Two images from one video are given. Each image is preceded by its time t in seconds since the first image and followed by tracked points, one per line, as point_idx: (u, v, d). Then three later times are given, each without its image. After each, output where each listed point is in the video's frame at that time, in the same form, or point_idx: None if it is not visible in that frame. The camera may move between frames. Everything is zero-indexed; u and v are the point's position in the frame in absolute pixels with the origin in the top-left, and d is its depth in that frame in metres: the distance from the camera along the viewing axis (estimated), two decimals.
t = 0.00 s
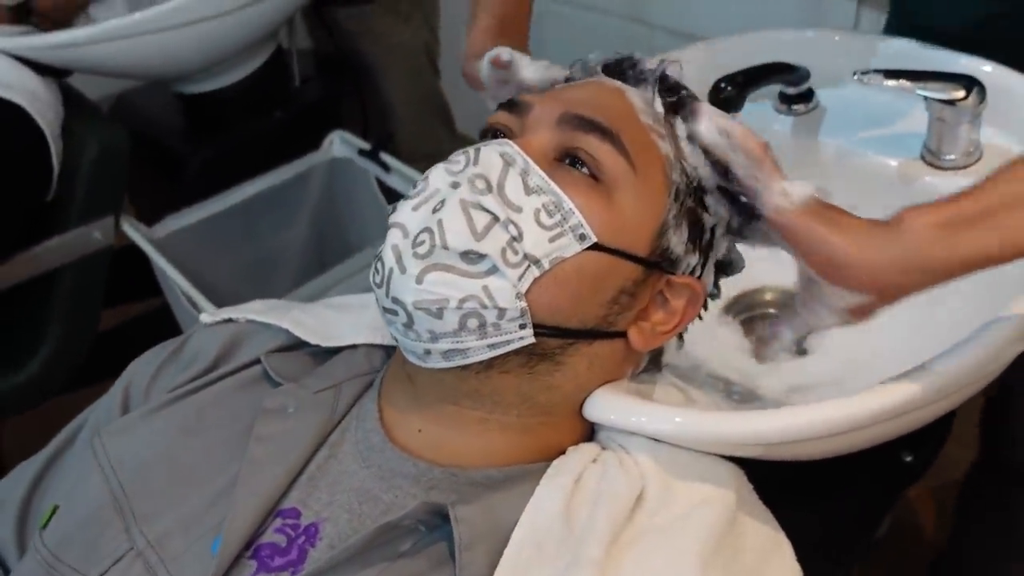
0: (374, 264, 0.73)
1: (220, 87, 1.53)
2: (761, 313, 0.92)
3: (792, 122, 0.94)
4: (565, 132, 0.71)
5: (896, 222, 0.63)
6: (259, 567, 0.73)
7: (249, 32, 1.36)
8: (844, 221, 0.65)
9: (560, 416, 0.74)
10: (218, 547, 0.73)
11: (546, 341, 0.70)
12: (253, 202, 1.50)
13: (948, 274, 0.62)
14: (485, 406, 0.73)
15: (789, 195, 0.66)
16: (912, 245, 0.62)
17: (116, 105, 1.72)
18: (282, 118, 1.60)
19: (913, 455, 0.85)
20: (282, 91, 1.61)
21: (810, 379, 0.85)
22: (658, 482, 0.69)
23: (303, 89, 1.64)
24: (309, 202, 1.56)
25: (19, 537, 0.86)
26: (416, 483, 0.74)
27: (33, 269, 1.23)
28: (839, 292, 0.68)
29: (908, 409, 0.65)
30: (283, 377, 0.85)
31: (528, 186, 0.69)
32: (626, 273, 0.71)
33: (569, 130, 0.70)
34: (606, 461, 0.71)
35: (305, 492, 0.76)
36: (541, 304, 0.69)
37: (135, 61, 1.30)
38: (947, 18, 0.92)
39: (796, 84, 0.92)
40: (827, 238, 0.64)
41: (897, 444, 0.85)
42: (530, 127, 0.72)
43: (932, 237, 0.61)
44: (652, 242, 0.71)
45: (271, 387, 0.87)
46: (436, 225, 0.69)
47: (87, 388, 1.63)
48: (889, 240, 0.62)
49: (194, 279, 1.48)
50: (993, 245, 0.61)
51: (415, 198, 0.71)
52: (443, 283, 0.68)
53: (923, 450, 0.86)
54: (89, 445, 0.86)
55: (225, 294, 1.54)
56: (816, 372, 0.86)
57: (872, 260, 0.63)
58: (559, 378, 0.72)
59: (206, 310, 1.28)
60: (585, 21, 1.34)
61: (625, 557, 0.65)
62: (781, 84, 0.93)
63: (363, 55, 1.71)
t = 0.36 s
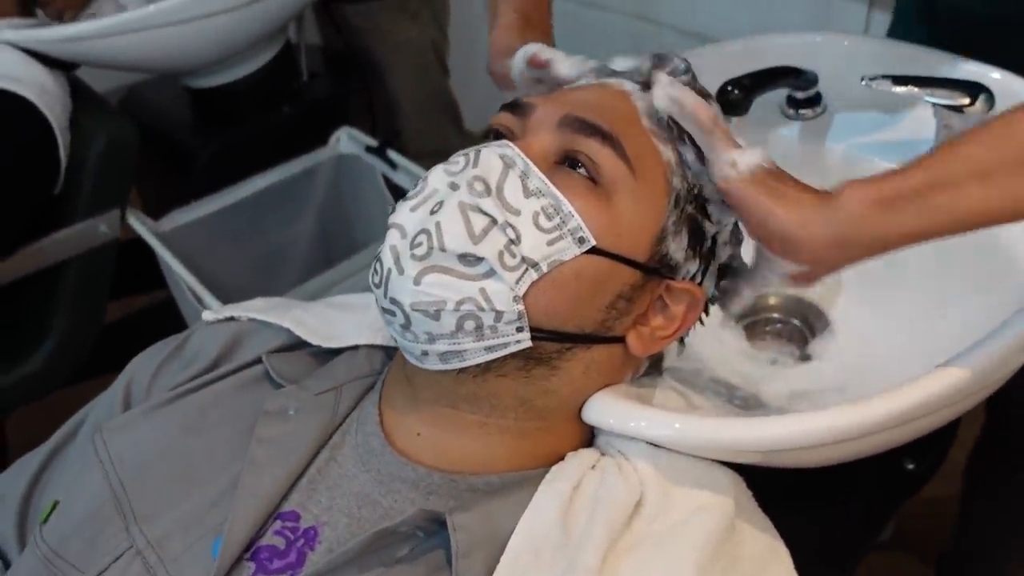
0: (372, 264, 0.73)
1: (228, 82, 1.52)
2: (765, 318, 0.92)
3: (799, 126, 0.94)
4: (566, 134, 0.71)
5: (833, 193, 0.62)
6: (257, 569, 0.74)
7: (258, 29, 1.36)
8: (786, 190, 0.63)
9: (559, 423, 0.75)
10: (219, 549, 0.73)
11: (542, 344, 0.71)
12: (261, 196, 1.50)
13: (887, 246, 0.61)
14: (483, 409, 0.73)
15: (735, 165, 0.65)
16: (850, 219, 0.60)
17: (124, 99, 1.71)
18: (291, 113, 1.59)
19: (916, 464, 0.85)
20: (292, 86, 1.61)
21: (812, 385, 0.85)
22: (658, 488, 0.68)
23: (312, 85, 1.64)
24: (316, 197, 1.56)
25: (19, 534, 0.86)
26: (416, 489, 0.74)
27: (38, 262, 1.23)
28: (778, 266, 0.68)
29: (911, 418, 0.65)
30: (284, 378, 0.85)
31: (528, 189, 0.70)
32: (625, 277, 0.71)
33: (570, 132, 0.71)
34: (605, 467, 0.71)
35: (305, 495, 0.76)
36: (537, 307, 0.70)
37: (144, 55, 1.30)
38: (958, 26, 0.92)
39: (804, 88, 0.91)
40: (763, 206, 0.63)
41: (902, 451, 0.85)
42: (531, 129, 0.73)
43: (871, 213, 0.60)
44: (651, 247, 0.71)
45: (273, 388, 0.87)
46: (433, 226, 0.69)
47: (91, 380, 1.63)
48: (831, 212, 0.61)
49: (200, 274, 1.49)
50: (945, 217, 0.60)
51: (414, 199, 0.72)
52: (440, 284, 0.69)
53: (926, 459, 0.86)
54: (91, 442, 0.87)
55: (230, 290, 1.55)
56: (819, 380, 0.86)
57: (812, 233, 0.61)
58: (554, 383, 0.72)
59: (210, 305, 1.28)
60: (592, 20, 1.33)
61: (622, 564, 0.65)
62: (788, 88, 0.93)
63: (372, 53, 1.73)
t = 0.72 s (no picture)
0: (376, 262, 0.73)
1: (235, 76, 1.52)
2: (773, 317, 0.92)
3: (808, 124, 0.93)
4: (573, 132, 0.70)
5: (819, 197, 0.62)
6: (259, 567, 0.73)
7: (266, 25, 1.36)
8: (778, 194, 0.63)
9: (563, 421, 0.74)
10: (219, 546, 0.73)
11: (548, 345, 0.70)
12: (269, 190, 1.49)
13: (869, 253, 0.60)
14: (487, 408, 0.73)
15: (726, 163, 0.66)
16: (828, 225, 0.60)
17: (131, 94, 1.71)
18: (299, 108, 1.59)
19: (925, 465, 0.85)
20: (299, 81, 1.61)
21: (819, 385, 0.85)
22: (662, 488, 0.68)
23: (319, 81, 1.65)
24: (323, 192, 1.55)
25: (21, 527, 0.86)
26: (418, 484, 0.74)
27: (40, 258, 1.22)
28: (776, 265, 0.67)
29: (922, 420, 0.64)
30: (287, 374, 0.85)
31: (534, 187, 0.69)
32: (631, 279, 0.70)
33: (578, 130, 0.70)
34: (610, 467, 0.71)
35: (307, 491, 0.76)
36: (543, 307, 0.69)
37: (152, 50, 1.29)
38: (970, 21, 0.91)
39: (814, 85, 0.90)
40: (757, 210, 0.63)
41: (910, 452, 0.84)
42: (538, 127, 0.72)
43: (854, 219, 0.59)
44: (658, 248, 0.70)
45: (276, 383, 0.87)
46: (438, 224, 0.69)
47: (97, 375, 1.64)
48: (812, 222, 0.60)
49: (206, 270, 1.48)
50: (916, 231, 0.58)
51: (419, 196, 0.71)
52: (445, 282, 0.68)
53: (935, 461, 0.86)
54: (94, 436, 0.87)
55: (238, 287, 1.55)
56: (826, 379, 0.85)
57: (802, 239, 0.61)
58: (559, 383, 0.72)
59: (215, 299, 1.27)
60: (601, 16, 1.33)
61: (626, 565, 0.65)
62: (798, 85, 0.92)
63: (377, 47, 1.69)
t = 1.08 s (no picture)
0: (387, 261, 0.72)
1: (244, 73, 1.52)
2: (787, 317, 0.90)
3: (824, 122, 0.92)
4: (585, 130, 0.70)
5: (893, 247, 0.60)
6: (266, 560, 0.73)
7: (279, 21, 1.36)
8: (839, 238, 0.62)
9: (574, 416, 0.73)
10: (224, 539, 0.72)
11: (560, 345, 0.69)
12: (280, 186, 1.49)
13: (930, 294, 0.60)
14: (498, 408, 0.72)
15: (781, 201, 0.64)
16: (893, 271, 0.59)
17: (144, 89, 1.72)
18: (312, 104, 1.59)
19: (938, 467, 0.84)
20: (312, 76, 1.61)
21: (833, 385, 0.84)
22: (675, 486, 0.67)
23: (332, 76, 1.64)
24: (334, 187, 1.55)
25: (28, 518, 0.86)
26: (427, 479, 0.73)
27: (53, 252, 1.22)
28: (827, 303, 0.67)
29: (939, 423, 0.63)
30: (298, 366, 0.84)
31: (546, 186, 0.68)
32: (644, 278, 0.70)
33: (589, 128, 0.70)
34: (621, 465, 0.70)
35: (315, 484, 0.76)
36: (554, 306, 0.68)
37: (165, 45, 1.29)
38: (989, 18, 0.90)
39: (830, 84, 0.89)
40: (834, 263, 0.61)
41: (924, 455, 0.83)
42: (549, 126, 0.71)
43: (919, 265, 0.59)
44: (671, 247, 0.70)
45: (286, 375, 0.86)
46: (449, 223, 0.68)
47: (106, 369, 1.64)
48: (870, 266, 0.60)
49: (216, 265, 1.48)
50: (971, 279, 0.59)
51: (431, 197, 0.70)
52: (456, 282, 0.68)
53: (949, 462, 0.85)
54: (102, 427, 0.86)
55: (248, 282, 1.55)
56: (840, 380, 0.84)
57: (858, 281, 0.60)
58: (570, 383, 0.71)
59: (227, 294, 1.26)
60: (614, 14, 1.32)
61: (638, 565, 0.64)
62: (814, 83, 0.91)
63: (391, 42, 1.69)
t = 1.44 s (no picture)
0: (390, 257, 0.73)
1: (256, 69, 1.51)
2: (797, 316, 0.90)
3: (837, 121, 0.91)
4: (587, 124, 0.70)
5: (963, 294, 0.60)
6: (271, 558, 0.72)
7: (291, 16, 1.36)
8: (908, 285, 0.61)
9: (581, 416, 0.73)
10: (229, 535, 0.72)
11: (564, 340, 0.69)
12: (289, 182, 1.49)
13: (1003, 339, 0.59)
14: (504, 405, 0.71)
15: (849, 248, 0.63)
16: (965, 319, 0.59)
17: (155, 84, 1.72)
18: (322, 100, 1.60)
19: (951, 470, 0.83)
20: (322, 72, 1.61)
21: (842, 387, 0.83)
22: (683, 486, 0.67)
23: (342, 73, 1.65)
24: (344, 184, 1.55)
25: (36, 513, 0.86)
26: (433, 478, 0.73)
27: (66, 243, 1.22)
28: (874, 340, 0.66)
29: (951, 426, 0.62)
30: (305, 364, 0.84)
31: (547, 180, 0.68)
32: (649, 273, 0.69)
33: (592, 122, 0.69)
34: (629, 465, 0.69)
35: (320, 482, 0.75)
36: (558, 301, 0.68)
37: (176, 39, 1.29)
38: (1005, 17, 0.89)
39: (844, 82, 0.88)
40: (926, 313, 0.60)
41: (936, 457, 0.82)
42: (553, 120, 0.71)
43: (995, 315, 0.58)
44: (676, 241, 0.69)
45: (293, 372, 0.86)
46: (450, 216, 0.68)
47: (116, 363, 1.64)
48: (944, 310, 0.59)
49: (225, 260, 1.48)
50: None
51: (432, 190, 0.71)
52: (457, 276, 0.68)
53: (962, 464, 0.84)
54: (110, 422, 0.86)
55: (256, 277, 1.55)
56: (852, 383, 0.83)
57: (927, 326, 0.60)
58: (576, 381, 0.70)
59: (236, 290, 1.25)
60: (626, 12, 1.32)
61: (645, 566, 0.64)
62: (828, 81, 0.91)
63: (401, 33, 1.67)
